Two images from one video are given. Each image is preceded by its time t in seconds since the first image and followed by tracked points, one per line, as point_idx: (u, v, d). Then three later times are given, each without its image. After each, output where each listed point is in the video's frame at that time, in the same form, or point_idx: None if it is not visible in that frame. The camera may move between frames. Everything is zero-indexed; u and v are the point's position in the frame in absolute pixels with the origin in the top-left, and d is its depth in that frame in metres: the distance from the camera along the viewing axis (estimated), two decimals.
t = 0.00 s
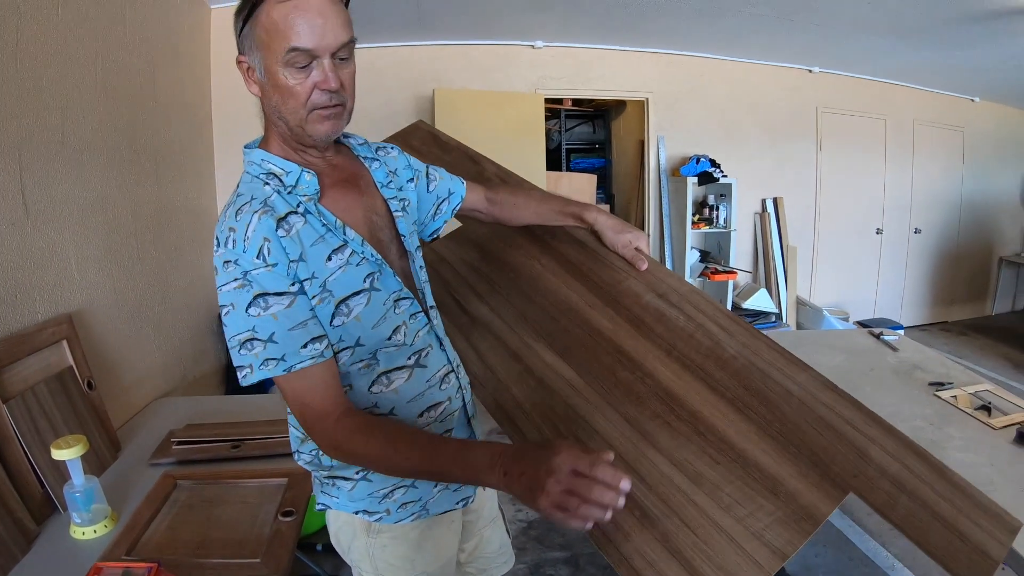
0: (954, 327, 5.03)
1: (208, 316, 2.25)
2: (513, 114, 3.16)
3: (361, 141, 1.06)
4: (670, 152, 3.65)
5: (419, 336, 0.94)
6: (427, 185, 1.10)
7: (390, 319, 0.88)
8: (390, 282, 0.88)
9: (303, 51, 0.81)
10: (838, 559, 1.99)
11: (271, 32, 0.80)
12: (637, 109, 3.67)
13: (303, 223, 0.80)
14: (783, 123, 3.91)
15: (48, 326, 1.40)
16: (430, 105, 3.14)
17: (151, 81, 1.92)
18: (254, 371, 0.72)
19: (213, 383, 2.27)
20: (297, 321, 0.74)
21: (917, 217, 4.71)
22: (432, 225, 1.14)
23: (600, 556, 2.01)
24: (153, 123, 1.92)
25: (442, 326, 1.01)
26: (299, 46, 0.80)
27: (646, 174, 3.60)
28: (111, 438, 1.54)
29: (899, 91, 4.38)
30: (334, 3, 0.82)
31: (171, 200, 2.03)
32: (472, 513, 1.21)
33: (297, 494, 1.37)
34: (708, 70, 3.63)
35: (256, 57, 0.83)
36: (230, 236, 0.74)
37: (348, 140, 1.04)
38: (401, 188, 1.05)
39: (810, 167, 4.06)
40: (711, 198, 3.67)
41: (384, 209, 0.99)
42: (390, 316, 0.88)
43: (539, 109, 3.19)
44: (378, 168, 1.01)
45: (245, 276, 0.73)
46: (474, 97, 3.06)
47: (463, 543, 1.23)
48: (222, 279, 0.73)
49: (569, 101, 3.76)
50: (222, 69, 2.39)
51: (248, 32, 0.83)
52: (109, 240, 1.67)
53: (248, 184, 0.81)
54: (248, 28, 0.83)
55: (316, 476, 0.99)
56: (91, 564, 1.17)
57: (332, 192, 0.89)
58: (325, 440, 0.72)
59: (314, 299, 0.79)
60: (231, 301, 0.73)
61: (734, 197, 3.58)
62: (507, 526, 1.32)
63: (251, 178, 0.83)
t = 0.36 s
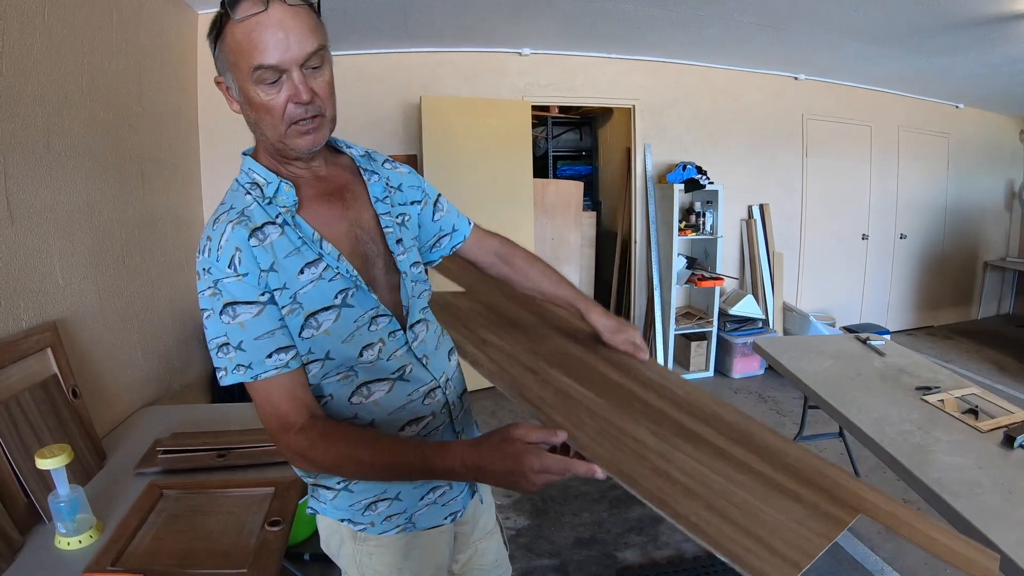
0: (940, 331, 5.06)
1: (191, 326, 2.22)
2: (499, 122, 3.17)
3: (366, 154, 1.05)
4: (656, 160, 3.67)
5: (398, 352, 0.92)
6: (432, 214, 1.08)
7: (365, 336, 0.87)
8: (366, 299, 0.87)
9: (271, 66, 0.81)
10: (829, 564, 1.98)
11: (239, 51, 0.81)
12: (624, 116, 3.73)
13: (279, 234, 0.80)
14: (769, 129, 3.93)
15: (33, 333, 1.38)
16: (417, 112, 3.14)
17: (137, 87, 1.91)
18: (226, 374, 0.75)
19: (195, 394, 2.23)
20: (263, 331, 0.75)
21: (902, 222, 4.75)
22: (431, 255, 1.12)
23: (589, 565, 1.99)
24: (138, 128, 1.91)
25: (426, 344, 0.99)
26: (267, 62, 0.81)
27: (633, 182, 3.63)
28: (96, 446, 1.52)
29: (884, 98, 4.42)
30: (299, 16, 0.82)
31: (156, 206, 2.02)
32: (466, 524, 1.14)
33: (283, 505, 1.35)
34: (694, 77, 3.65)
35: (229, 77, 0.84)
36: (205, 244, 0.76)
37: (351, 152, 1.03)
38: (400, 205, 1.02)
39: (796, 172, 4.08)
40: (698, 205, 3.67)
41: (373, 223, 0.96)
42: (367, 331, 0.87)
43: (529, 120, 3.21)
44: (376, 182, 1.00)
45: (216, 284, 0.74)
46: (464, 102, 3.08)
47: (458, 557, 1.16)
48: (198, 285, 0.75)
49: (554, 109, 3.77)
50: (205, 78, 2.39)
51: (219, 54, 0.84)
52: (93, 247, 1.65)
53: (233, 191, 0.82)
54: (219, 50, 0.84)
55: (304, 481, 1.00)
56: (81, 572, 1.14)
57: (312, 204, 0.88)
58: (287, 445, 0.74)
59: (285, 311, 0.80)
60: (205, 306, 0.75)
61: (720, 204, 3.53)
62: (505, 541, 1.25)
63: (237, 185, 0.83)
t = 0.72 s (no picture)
0: (929, 335, 5.09)
1: (180, 330, 2.21)
2: (490, 127, 3.17)
3: (381, 158, 1.02)
4: (646, 164, 3.68)
5: (389, 357, 0.88)
6: (441, 232, 1.02)
7: (357, 334, 0.84)
8: (359, 298, 0.85)
9: (266, 64, 0.82)
10: (819, 567, 1.97)
11: (237, 55, 0.82)
12: (614, 121, 3.74)
13: (280, 226, 0.81)
14: (759, 134, 3.95)
15: (20, 337, 1.37)
16: (407, 117, 3.14)
17: (127, 91, 1.91)
18: (230, 356, 0.75)
19: (183, 400, 2.21)
20: (263, 310, 0.76)
21: (892, 227, 4.78)
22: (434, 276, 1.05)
23: (580, 570, 1.98)
24: (128, 132, 1.90)
25: (423, 349, 0.93)
26: (261, 61, 0.82)
27: (624, 186, 3.63)
28: (84, 452, 1.50)
29: (873, 103, 4.45)
30: (289, 12, 0.82)
31: (146, 209, 2.01)
32: (460, 534, 1.10)
33: (273, 509, 1.33)
34: (684, 82, 3.67)
35: (233, 82, 0.86)
36: (212, 232, 0.78)
37: (366, 155, 1.02)
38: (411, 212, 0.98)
39: (787, 177, 4.10)
40: (688, 209, 3.68)
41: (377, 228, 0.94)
42: (359, 331, 0.85)
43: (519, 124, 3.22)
44: (386, 187, 0.97)
45: (220, 267, 0.76)
46: (455, 107, 3.08)
47: (450, 565, 1.12)
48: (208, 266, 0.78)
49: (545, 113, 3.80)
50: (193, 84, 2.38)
51: (223, 61, 0.87)
52: (80, 249, 1.64)
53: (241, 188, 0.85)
54: (221, 57, 0.86)
55: (298, 479, 1.00)
56: None
57: (315, 204, 0.88)
58: (294, 423, 0.72)
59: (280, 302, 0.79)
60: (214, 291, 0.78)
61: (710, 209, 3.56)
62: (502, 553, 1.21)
63: (248, 180, 0.85)
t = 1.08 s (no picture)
0: (921, 337, 5.11)
1: (172, 332, 2.20)
2: (484, 129, 3.17)
3: (383, 160, 1.01)
4: (640, 167, 3.68)
5: (388, 357, 0.88)
6: (441, 239, 1.00)
7: (355, 333, 0.84)
8: (358, 297, 0.84)
9: (272, 60, 0.82)
10: (813, 570, 1.97)
11: (243, 52, 0.82)
12: (608, 124, 3.73)
13: (280, 223, 0.80)
14: (752, 138, 3.96)
15: (10, 340, 1.36)
16: (401, 119, 3.14)
17: (119, 93, 1.90)
18: (231, 350, 0.75)
19: (175, 403, 2.20)
20: (263, 304, 0.75)
21: (884, 229, 4.79)
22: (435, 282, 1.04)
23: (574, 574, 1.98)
24: (121, 134, 1.90)
25: (421, 352, 0.93)
26: (266, 57, 0.81)
27: (617, 189, 3.63)
28: (75, 455, 1.49)
29: (866, 106, 4.46)
30: (294, 11, 0.82)
31: (139, 211, 2.00)
32: (456, 540, 1.10)
33: (265, 513, 1.32)
34: (677, 85, 3.67)
35: (239, 80, 0.86)
36: (211, 227, 0.77)
37: (369, 158, 1.01)
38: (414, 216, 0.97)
39: (780, 180, 4.12)
40: (682, 212, 3.68)
41: (381, 231, 0.93)
42: (357, 330, 0.84)
43: (513, 127, 3.22)
44: (388, 190, 0.95)
45: (220, 262, 0.76)
46: (449, 109, 3.08)
47: (448, 569, 1.12)
48: (209, 260, 0.77)
49: (539, 116, 3.79)
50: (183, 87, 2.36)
51: (228, 60, 0.86)
52: (72, 251, 1.63)
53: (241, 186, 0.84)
54: (227, 56, 0.86)
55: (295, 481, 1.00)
56: None
57: (315, 204, 0.87)
58: (295, 417, 0.71)
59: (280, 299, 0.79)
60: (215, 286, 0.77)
61: (704, 212, 3.56)
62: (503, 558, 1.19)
63: (249, 177, 0.85)
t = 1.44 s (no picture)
0: (918, 339, 5.11)
1: (167, 335, 2.19)
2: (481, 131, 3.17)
3: (378, 162, 1.01)
4: (637, 169, 3.68)
5: (382, 363, 0.87)
6: (437, 240, 1.01)
7: (350, 339, 0.84)
8: (352, 303, 0.84)
9: (270, 58, 0.81)
10: (810, 572, 1.97)
11: (241, 49, 0.82)
12: (604, 126, 3.74)
13: (273, 227, 0.79)
14: (749, 140, 3.97)
15: (6, 342, 1.36)
16: (398, 121, 3.14)
17: (115, 94, 1.89)
18: (218, 358, 0.74)
19: (171, 406, 2.19)
20: (255, 312, 0.74)
21: (881, 232, 4.80)
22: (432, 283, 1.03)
23: None
24: (118, 136, 1.90)
25: (417, 357, 0.93)
26: (265, 54, 0.81)
27: (614, 192, 3.63)
28: (71, 458, 1.49)
29: (862, 108, 4.47)
30: (294, 9, 0.82)
31: (135, 213, 2.00)
32: (451, 545, 1.09)
33: (260, 516, 1.31)
34: (674, 87, 3.68)
35: (234, 78, 0.86)
36: (203, 233, 0.77)
37: (365, 160, 1.01)
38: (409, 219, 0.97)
39: (775, 182, 4.12)
40: (678, 215, 3.69)
41: (377, 233, 0.93)
42: (350, 336, 0.84)
43: (510, 129, 3.22)
44: (384, 192, 0.96)
45: (211, 267, 0.75)
46: (446, 111, 3.08)
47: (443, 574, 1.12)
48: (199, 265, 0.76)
49: (535, 118, 3.80)
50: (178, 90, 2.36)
51: (225, 58, 0.86)
52: (68, 253, 1.63)
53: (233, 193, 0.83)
54: (224, 54, 0.85)
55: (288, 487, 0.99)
56: None
57: (311, 205, 0.87)
58: (281, 429, 0.71)
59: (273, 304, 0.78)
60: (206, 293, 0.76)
61: (700, 214, 3.57)
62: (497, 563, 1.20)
63: (241, 181, 0.84)
